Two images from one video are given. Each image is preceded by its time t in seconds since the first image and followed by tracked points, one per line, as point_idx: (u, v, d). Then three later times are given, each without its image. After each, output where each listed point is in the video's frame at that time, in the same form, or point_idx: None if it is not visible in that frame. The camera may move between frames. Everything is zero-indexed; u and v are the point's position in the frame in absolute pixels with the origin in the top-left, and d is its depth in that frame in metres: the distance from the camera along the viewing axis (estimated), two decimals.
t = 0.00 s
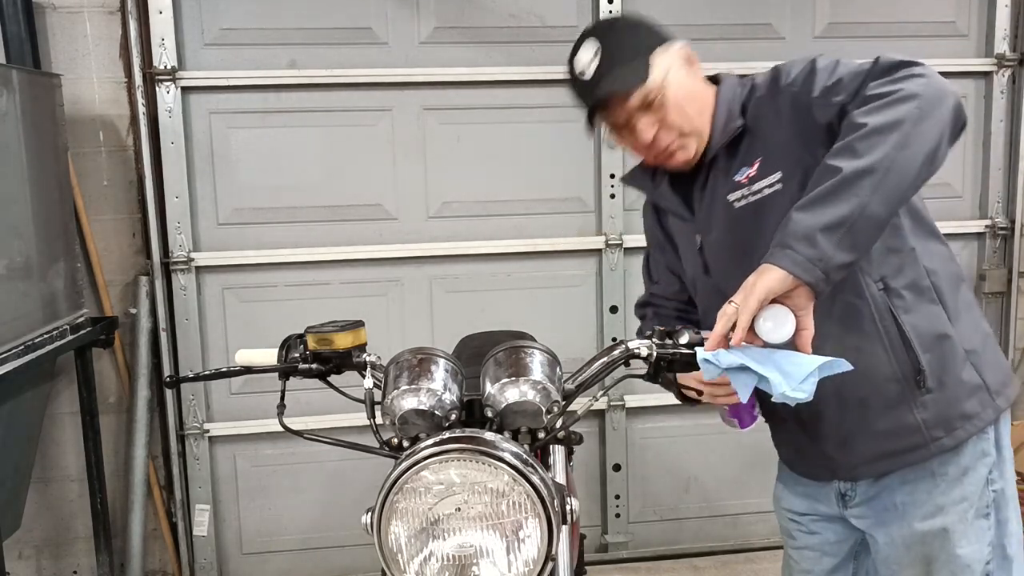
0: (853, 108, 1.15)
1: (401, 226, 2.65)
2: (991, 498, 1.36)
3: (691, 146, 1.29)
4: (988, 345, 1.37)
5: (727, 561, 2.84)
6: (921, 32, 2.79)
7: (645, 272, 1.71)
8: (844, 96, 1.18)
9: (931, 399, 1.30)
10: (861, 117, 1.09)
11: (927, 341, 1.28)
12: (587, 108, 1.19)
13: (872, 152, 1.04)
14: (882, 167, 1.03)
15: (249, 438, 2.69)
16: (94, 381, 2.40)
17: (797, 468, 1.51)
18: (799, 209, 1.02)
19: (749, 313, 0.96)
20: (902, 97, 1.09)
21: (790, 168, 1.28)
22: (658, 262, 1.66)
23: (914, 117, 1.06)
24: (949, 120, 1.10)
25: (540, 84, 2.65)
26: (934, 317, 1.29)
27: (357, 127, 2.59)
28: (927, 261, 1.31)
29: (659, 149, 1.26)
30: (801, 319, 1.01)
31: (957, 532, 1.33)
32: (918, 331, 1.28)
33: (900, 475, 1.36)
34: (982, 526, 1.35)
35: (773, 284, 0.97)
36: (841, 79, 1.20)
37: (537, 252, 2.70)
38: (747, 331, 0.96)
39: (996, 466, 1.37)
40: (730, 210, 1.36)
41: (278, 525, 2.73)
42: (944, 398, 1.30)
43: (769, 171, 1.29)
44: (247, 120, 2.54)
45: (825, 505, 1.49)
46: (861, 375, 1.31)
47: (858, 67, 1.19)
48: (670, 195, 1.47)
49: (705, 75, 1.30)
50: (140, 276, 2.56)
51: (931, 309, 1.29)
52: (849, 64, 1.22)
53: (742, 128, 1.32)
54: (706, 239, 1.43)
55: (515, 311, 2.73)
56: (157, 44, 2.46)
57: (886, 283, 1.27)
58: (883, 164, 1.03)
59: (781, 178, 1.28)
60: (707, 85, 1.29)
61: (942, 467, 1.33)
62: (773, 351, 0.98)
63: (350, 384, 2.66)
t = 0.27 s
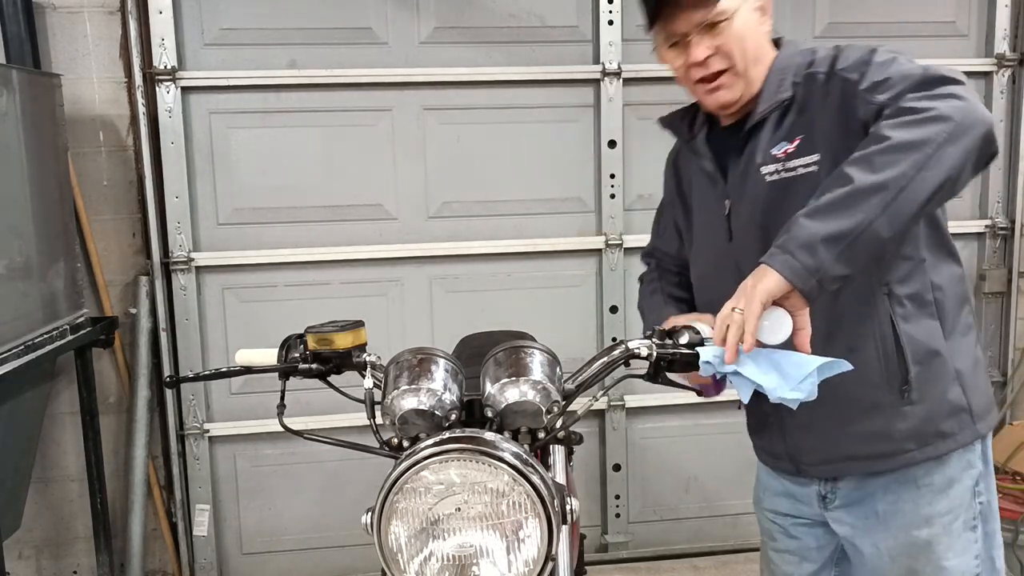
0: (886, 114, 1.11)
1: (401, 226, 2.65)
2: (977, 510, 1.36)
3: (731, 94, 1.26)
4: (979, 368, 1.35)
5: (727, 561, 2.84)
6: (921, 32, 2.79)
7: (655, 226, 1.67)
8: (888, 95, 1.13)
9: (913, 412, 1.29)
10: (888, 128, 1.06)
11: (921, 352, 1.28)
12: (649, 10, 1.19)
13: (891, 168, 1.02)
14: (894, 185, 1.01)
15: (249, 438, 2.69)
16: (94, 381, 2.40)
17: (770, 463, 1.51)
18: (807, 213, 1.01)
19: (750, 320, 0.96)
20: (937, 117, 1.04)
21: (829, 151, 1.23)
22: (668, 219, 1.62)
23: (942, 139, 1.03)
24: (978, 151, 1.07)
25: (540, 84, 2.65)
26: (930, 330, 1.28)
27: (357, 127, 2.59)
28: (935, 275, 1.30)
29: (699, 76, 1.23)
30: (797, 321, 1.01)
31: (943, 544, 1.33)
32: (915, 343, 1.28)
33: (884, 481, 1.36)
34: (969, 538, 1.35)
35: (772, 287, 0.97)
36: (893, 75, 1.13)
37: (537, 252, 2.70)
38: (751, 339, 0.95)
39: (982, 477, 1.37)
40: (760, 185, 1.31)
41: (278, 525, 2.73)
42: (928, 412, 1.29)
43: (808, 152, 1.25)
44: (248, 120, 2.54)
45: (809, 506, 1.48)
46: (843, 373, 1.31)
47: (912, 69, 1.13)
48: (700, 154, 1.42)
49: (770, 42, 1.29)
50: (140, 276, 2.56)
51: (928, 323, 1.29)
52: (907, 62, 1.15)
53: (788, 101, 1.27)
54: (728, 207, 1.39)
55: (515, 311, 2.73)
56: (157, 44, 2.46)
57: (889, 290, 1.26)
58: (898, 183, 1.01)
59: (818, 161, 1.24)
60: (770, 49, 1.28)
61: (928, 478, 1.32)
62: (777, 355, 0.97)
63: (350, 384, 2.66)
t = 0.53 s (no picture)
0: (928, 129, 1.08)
1: (401, 227, 2.65)
2: (989, 519, 1.32)
3: (770, 86, 1.31)
4: (994, 392, 1.32)
5: (727, 561, 2.85)
6: (921, 32, 2.79)
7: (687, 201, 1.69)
8: (934, 108, 1.11)
9: (920, 428, 1.28)
10: (925, 148, 1.03)
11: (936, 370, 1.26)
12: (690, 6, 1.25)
13: (920, 195, 1.00)
14: (920, 213, 1.00)
15: (249, 438, 2.69)
16: (94, 381, 2.40)
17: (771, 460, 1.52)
18: (827, 225, 1.01)
19: (764, 325, 0.99)
20: (978, 147, 1.01)
21: (867, 151, 1.23)
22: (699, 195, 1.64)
23: (979, 170, 1.00)
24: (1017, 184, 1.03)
25: (540, 84, 2.65)
26: (948, 349, 1.27)
27: (357, 127, 2.59)
28: (960, 293, 1.27)
29: (738, 70, 1.29)
30: (805, 320, 1.03)
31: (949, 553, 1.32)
32: (933, 359, 1.26)
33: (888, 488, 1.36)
34: (979, 548, 1.32)
35: (784, 297, 0.98)
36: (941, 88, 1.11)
37: (537, 252, 2.70)
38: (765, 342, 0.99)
39: (993, 486, 1.33)
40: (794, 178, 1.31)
41: (278, 525, 2.73)
42: (938, 430, 1.28)
43: (845, 151, 1.26)
44: (248, 120, 2.54)
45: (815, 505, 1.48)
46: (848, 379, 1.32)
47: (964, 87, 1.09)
48: (739, 138, 1.43)
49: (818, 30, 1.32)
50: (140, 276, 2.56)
51: (946, 340, 1.27)
52: (962, 77, 1.12)
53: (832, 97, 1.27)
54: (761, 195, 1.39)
55: (515, 311, 2.73)
56: (157, 44, 2.46)
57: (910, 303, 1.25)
58: (924, 213, 1.00)
59: (856, 160, 1.25)
60: (817, 38, 1.30)
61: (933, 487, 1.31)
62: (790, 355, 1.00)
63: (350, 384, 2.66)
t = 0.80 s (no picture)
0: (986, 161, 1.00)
1: (401, 227, 2.65)
2: None
3: (823, 80, 1.19)
4: None
5: (727, 561, 2.85)
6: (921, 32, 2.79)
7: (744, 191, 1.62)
8: (1001, 134, 0.99)
9: (954, 458, 1.18)
10: (973, 189, 0.96)
11: (979, 400, 1.15)
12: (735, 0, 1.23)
13: (958, 239, 0.95)
14: (954, 260, 0.95)
15: (249, 438, 2.69)
16: (94, 381, 2.40)
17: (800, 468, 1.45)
18: (852, 251, 0.99)
19: (776, 334, 1.04)
20: None
21: (928, 163, 1.11)
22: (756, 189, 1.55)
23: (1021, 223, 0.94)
24: None
25: (540, 84, 2.65)
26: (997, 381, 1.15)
27: (357, 127, 2.59)
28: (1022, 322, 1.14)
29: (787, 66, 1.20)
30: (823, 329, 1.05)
31: None
32: (977, 392, 1.15)
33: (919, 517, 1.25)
34: None
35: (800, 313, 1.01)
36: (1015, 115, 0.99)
37: (537, 252, 2.70)
38: (779, 349, 1.04)
39: None
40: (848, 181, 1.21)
41: (278, 525, 2.73)
42: (972, 463, 1.17)
43: (906, 159, 1.14)
44: (248, 120, 2.54)
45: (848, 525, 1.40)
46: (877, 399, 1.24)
47: None
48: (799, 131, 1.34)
49: (885, 10, 1.17)
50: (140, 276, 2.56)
51: (997, 371, 1.15)
52: None
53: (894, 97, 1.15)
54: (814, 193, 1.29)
55: (515, 311, 2.73)
56: (157, 44, 2.46)
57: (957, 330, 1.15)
58: (952, 259, 0.95)
59: (913, 172, 1.13)
60: (880, 21, 1.16)
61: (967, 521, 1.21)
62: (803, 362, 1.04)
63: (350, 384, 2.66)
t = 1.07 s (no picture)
0: None
1: (401, 227, 2.65)
2: None
3: (870, 79, 1.18)
4: None
5: (727, 561, 2.85)
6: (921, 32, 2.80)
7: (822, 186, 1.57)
8: None
9: (1013, 489, 1.16)
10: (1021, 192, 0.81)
11: None
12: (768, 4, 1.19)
13: (983, 246, 0.81)
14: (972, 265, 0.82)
15: (249, 438, 2.69)
16: (94, 381, 2.40)
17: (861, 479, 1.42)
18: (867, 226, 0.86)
19: (768, 292, 0.92)
20: None
21: (982, 172, 1.05)
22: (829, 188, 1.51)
23: None
24: None
25: (540, 84, 2.65)
26: None
27: (357, 127, 2.59)
28: None
29: (833, 66, 1.18)
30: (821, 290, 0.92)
31: None
32: None
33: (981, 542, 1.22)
34: None
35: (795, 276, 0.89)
36: None
37: (537, 252, 2.70)
38: (773, 309, 0.92)
39: None
40: (904, 186, 1.17)
41: (278, 525, 2.73)
42: None
43: (962, 166, 1.09)
44: (248, 120, 2.54)
45: (898, 542, 1.37)
46: (928, 422, 1.21)
47: None
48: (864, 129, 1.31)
49: (939, 5, 1.13)
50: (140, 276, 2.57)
51: None
52: None
53: (953, 101, 1.10)
54: (875, 200, 1.26)
55: (515, 310, 2.73)
56: (157, 45, 2.46)
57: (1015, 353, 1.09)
58: (966, 262, 0.82)
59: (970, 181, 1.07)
60: (931, 18, 1.12)
61: None
62: (798, 319, 0.91)
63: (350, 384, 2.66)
